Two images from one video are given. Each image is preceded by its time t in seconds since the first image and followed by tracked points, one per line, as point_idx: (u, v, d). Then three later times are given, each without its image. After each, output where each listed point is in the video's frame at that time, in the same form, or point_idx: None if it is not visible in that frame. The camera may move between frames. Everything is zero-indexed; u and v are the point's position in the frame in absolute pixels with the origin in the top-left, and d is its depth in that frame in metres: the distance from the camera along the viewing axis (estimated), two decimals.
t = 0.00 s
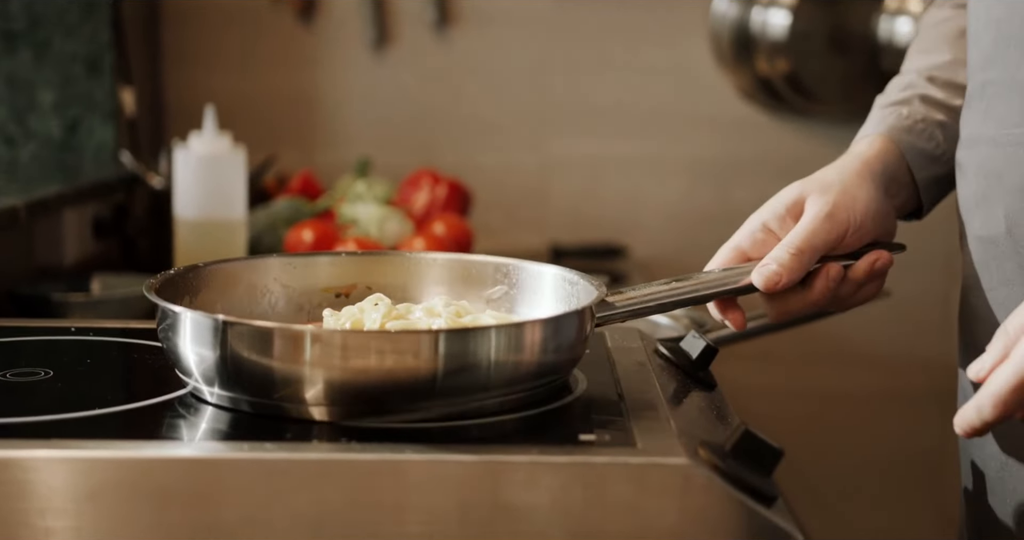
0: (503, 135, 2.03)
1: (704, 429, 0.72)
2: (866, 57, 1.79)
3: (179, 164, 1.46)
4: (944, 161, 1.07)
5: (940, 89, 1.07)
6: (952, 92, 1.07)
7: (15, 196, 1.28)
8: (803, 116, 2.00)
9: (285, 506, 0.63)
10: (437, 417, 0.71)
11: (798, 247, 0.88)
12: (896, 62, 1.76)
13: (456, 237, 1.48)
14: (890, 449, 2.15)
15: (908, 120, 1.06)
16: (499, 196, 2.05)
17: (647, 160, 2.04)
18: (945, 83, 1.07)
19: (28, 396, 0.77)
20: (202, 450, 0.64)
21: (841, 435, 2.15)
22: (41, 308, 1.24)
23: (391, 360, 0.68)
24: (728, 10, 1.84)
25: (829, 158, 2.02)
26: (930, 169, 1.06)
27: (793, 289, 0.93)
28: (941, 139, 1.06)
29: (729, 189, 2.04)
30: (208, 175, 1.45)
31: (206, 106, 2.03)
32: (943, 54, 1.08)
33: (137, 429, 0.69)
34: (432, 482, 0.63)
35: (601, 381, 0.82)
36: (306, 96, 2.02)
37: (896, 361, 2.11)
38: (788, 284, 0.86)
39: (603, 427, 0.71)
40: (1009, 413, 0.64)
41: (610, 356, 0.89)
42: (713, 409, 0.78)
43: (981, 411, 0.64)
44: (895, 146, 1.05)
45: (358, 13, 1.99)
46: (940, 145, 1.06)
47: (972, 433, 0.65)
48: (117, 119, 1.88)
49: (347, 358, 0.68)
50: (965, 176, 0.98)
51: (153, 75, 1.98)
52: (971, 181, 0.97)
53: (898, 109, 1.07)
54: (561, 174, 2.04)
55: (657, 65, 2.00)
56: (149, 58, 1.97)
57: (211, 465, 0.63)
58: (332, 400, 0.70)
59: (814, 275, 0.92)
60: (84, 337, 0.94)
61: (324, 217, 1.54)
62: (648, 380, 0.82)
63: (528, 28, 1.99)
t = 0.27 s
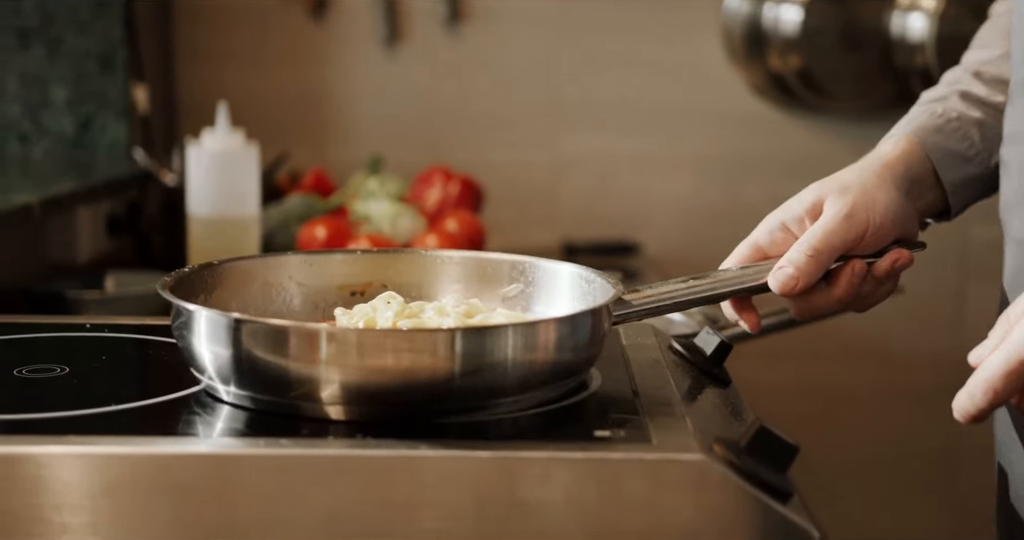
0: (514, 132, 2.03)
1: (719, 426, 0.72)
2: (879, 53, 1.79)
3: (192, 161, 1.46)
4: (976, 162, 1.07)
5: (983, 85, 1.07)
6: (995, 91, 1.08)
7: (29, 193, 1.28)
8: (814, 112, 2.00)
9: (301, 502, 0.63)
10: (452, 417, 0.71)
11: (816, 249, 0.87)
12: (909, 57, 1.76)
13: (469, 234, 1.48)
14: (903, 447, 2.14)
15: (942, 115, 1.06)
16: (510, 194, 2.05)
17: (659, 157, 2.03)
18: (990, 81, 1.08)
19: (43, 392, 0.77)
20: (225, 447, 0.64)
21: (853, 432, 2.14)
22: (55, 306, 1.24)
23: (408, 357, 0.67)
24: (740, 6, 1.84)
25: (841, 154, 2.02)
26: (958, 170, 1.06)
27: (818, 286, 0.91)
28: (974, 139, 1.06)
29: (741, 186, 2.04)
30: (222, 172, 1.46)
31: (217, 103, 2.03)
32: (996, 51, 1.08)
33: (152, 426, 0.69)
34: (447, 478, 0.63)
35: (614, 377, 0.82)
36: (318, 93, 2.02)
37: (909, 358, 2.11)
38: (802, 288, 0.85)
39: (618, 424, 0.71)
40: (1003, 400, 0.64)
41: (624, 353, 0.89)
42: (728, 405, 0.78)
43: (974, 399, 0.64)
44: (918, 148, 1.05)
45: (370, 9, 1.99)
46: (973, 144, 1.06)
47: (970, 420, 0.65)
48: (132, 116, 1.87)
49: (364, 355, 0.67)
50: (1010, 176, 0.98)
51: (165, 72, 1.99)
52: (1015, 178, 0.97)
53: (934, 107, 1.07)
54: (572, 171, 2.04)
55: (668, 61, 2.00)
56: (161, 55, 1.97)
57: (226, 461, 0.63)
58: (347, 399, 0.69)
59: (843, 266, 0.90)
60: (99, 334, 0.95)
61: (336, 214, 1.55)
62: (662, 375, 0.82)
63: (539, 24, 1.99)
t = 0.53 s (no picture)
0: (532, 136, 2.03)
1: (738, 433, 0.72)
2: (898, 59, 1.79)
3: (211, 166, 1.46)
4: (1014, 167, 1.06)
5: None
6: None
7: (48, 197, 1.29)
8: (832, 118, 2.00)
9: (321, 508, 0.63)
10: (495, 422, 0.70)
11: (834, 252, 0.86)
12: (928, 63, 1.76)
13: (487, 239, 1.48)
14: (921, 454, 2.13)
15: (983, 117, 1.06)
16: (527, 199, 2.05)
17: (676, 162, 2.03)
18: None
19: (65, 397, 0.77)
20: (263, 451, 0.64)
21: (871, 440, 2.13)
22: (74, 309, 1.24)
23: (453, 362, 0.67)
24: (758, 12, 1.84)
25: (859, 160, 2.01)
26: (992, 174, 1.04)
27: (840, 285, 0.94)
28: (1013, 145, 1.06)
29: (759, 191, 2.04)
30: (240, 177, 1.46)
31: (235, 108, 2.03)
32: None
33: (174, 431, 0.69)
34: (467, 484, 0.63)
35: (634, 384, 0.82)
36: (337, 98, 2.03)
37: (927, 365, 2.10)
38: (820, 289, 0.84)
39: (639, 430, 0.70)
40: None
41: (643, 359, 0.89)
42: (748, 412, 0.78)
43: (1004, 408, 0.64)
44: (954, 155, 1.03)
45: (387, 14, 2.00)
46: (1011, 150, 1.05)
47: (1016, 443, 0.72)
48: (151, 121, 1.86)
49: (411, 359, 0.67)
50: None
51: (184, 77, 1.99)
52: None
53: (978, 109, 1.07)
54: (590, 176, 2.04)
55: (686, 66, 2.00)
56: (180, 61, 1.98)
57: (246, 465, 0.63)
58: (395, 404, 0.69)
59: (865, 268, 0.93)
60: (119, 338, 0.95)
61: (354, 218, 1.55)
62: (682, 383, 0.82)
63: (557, 29, 1.99)
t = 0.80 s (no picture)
0: (543, 139, 2.03)
1: (753, 437, 0.71)
2: (911, 62, 1.79)
3: (224, 168, 1.47)
4: None
5: None
6: None
7: (61, 199, 1.29)
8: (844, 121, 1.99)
9: (335, 510, 0.63)
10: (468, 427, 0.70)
11: (834, 266, 0.83)
12: (941, 66, 1.76)
13: (499, 242, 1.48)
14: (932, 458, 2.12)
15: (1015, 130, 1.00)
16: (538, 201, 2.05)
17: (688, 165, 2.03)
18: None
19: (79, 398, 0.77)
20: (242, 453, 0.64)
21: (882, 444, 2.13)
22: (86, 311, 1.25)
23: (426, 366, 0.66)
24: (770, 15, 1.84)
25: (871, 163, 2.01)
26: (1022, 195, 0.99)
27: (851, 300, 0.91)
28: None
29: (769, 194, 2.03)
30: (253, 179, 1.46)
31: (248, 110, 2.04)
32: None
33: (187, 433, 0.69)
34: (480, 487, 0.63)
35: (648, 388, 0.82)
36: (349, 100, 2.03)
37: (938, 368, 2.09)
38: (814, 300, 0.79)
39: (654, 434, 0.70)
40: None
41: (657, 363, 0.88)
42: (761, 416, 0.77)
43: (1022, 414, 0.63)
44: (981, 174, 0.99)
45: (400, 16, 2.00)
46: None
47: None
48: (163, 123, 1.84)
49: (383, 364, 0.66)
50: None
51: (197, 79, 2.00)
52: None
53: (1009, 124, 1.01)
54: (601, 179, 2.04)
55: (698, 69, 2.00)
56: (193, 63, 1.98)
57: (258, 468, 0.63)
58: (367, 408, 0.68)
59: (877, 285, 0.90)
60: (133, 340, 0.95)
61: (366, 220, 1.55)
62: (696, 386, 0.82)
63: (568, 32, 1.99)
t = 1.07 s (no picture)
0: (548, 138, 2.03)
1: (763, 435, 0.71)
2: (917, 59, 1.79)
3: (232, 167, 1.47)
4: None
5: None
6: None
7: (68, 198, 1.30)
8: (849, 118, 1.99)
9: (345, 508, 0.63)
10: (533, 436, 0.67)
11: (867, 257, 0.80)
12: (947, 63, 1.76)
13: (506, 241, 1.48)
14: (939, 455, 2.12)
15: None
16: (544, 199, 2.05)
17: (693, 162, 2.03)
18: None
19: (89, 398, 0.77)
20: (306, 453, 0.64)
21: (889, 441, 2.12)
22: (93, 311, 1.25)
23: (491, 373, 0.64)
24: (775, 13, 1.84)
25: (877, 159, 2.01)
26: None
27: (883, 289, 0.89)
28: None
29: (775, 192, 2.03)
30: (260, 178, 1.47)
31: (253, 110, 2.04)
32: None
33: (198, 431, 0.69)
34: (490, 485, 0.63)
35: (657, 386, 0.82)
36: (354, 99, 2.03)
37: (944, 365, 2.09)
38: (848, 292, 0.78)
39: (664, 431, 0.70)
40: None
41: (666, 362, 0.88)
42: (771, 414, 0.77)
43: None
44: (995, 166, 0.94)
45: (405, 15, 2.00)
46: None
47: None
48: (169, 122, 1.87)
49: (446, 371, 0.64)
50: None
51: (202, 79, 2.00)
52: None
53: None
54: (606, 177, 2.04)
55: (703, 66, 2.00)
56: (198, 63, 1.99)
57: (266, 467, 0.63)
58: (431, 416, 0.66)
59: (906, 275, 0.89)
60: (143, 340, 0.95)
61: (373, 218, 1.55)
62: (705, 384, 0.82)
63: (573, 29, 1.99)
